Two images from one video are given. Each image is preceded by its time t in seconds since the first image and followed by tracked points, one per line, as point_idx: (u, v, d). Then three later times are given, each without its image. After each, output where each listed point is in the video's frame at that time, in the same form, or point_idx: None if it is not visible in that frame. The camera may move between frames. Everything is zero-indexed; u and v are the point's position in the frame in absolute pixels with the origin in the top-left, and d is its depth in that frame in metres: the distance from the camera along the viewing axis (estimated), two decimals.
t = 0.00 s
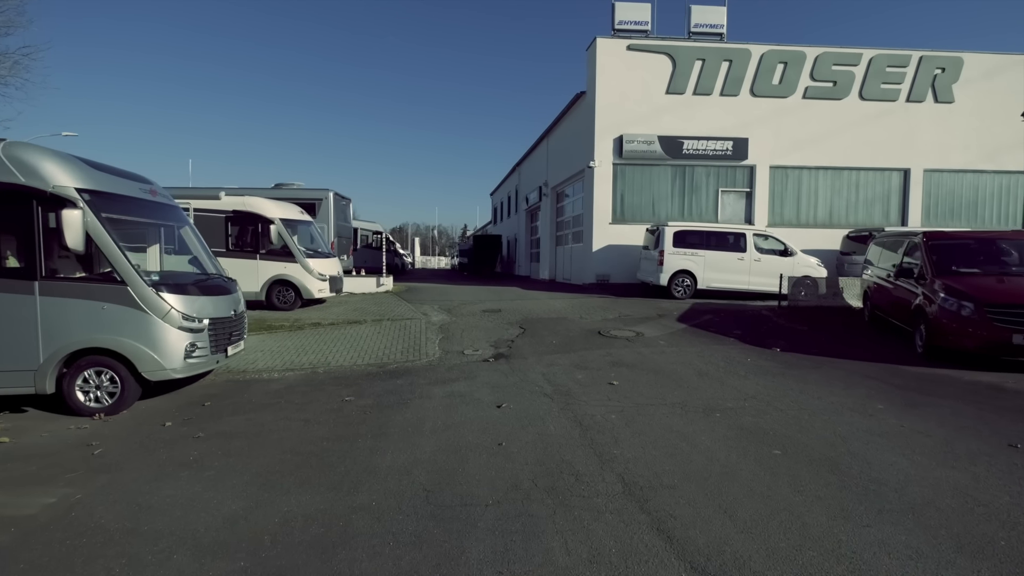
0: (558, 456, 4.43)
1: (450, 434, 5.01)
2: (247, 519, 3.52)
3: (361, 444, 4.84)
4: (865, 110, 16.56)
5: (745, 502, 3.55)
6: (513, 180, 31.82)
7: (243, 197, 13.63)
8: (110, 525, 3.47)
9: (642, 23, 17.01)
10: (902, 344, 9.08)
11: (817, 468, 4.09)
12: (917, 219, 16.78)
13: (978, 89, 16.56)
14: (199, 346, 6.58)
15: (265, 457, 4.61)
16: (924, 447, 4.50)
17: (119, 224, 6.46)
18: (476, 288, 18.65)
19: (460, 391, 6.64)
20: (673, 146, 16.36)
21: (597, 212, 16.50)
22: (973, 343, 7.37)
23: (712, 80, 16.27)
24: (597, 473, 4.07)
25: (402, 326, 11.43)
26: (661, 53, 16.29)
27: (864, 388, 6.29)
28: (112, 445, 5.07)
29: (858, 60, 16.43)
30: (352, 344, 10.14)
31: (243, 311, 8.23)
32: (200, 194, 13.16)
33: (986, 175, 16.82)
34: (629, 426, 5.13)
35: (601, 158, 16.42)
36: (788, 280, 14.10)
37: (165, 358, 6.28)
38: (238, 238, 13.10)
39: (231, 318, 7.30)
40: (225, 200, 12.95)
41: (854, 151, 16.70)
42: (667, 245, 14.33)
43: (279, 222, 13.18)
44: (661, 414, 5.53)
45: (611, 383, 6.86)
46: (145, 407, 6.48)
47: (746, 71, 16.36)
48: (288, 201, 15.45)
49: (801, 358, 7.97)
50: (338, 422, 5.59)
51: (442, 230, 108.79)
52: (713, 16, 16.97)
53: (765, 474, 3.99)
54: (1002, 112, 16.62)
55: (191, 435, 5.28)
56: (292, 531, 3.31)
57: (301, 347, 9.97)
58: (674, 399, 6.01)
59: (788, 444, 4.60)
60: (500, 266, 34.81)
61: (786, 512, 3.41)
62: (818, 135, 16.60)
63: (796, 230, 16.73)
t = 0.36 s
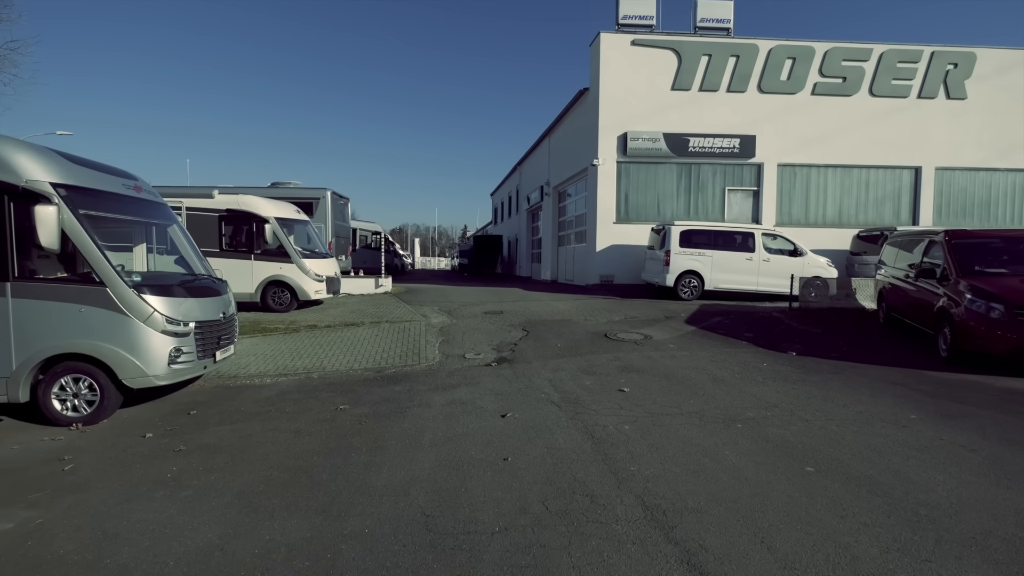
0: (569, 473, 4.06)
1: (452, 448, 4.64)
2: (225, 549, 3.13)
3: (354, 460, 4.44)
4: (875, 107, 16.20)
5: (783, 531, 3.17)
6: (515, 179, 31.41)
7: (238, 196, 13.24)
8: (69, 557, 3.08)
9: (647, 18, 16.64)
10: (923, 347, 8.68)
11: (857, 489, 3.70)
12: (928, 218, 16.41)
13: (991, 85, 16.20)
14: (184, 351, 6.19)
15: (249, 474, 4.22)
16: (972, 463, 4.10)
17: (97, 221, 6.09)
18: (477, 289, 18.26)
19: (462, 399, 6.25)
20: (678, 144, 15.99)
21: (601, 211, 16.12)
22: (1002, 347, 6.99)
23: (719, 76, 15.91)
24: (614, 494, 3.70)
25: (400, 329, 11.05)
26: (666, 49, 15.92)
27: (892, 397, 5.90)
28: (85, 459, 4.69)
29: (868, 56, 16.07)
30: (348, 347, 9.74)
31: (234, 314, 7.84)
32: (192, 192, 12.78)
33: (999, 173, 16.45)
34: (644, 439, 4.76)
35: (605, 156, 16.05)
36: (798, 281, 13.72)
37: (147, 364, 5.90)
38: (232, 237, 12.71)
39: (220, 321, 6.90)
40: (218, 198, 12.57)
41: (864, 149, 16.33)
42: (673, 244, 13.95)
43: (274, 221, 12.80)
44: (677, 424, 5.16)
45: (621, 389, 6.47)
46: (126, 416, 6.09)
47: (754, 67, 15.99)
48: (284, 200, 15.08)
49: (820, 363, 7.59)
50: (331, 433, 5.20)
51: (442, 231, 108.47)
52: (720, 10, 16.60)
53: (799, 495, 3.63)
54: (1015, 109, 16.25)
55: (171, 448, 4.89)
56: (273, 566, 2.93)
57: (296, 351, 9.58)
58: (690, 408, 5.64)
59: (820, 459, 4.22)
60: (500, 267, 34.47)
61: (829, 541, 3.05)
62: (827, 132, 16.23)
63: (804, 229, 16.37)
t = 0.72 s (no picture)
0: (583, 501, 3.65)
1: (451, 472, 4.21)
2: None
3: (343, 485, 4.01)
4: (885, 105, 15.83)
5: None
6: (515, 180, 31.00)
7: (231, 195, 12.82)
8: None
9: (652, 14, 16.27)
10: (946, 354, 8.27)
11: (910, 522, 3.28)
12: (939, 219, 16.04)
13: (1003, 83, 15.85)
14: (165, 360, 5.76)
15: (227, 503, 3.78)
16: None
17: (69, 221, 5.71)
18: (477, 291, 17.85)
19: (462, 412, 5.82)
20: (683, 142, 15.60)
21: (605, 211, 15.72)
22: None
23: (725, 73, 15.54)
24: (634, 528, 3.28)
25: (398, 333, 10.63)
26: (671, 45, 15.55)
27: (925, 410, 5.49)
28: (48, 483, 4.24)
29: (878, 53, 15.72)
30: (343, 354, 9.31)
31: (222, 320, 7.42)
32: (183, 192, 12.35)
33: (1011, 172, 16.09)
34: (663, 460, 4.34)
35: (608, 154, 15.66)
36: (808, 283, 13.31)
37: (123, 375, 5.47)
38: (224, 239, 12.28)
39: (206, 328, 6.47)
40: (210, 198, 12.14)
41: (874, 147, 15.95)
42: (679, 246, 13.56)
43: (268, 222, 12.38)
44: (697, 442, 4.74)
45: (633, 401, 6.05)
46: (102, 430, 5.67)
47: (761, 64, 15.62)
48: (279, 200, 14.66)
49: (841, 372, 7.18)
50: (319, 453, 4.76)
51: (441, 232, 108.04)
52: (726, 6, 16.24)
53: (845, 529, 3.22)
54: None
55: (144, 470, 4.44)
56: None
57: (288, 358, 9.15)
58: (709, 423, 5.21)
59: (861, 485, 3.80)
60: (500, 268, 34.09)
61: None
62: (835, 130, 15.87)
63: (812, 230, 15.99)
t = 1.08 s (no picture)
0: (603, 528, 3.26)
1: (454, 492, 3.81)
2: None
3: (334, 508, 3.60)
4: (896, 101, 15.48)
5: None
6: (516, 179, 30.63)
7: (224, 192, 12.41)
8: None
9: (657, 8, 15.91)
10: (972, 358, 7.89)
11: (975, 555, 2.89)
12: (950, 218, 15.69)
13: (1015, 79, 15.51)
14: (145, 366, 5.35)
15: (202, 529, 3.38)
16: None
17: (40, 216, 5.28)
18: (478, 292, 17.46)
19: (465, 421, 5.42)
20: (689, 140, 15.24)
21: (609, 210, 15.34)
22: None
23: (732, 68, 15.17)
24: (664, 562, 2.89)
25: (397, 335, 10.23)
26: (677, 40, 15.19)
27: (964, 420, 5.10)
28: (8, 504, 3.83)
29: (888, 48, 15.37)
30: (339, 357, 8.91)
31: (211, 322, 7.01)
32: (175, 189, 11.95)
33: None
34: (687, 478, 3.94)
35: (612, 152, 15.29)
36: (819, 284, 12.93)
37: (99, 384, 5.08)
38: (217, 237, 11.88)
39: (192, 331, 6.07)
40: (203, 195, 11.75)
41: (884, 145, 15.60)
42: (686, 245, 13.17)
43: (262, 220, 11.98)
44: (722, 457, 4.34)
45: (647, 409, 5.66)
46: (78, 442, 5.28)
47: (769, 59, 15.26)
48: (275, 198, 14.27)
49: (865, 377, 6.79)
50: (309, 468, 4.36)
51: (441, 232, 107.71)
52: None
53: (903, 563, 2.83)
54: None
55: (115, 489, 4.03)
56: None
57: (282, 361, 8.74)
58: (731, 434, 4.81)
59: (911, 508, 3.41)
60: (501, 268, 33.76)
61: None
62: (844, 127, 15.51)
63: (821, 230, 15.63)
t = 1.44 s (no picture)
0: (624, 566, 2.87)
1: (455, 520, 3.43)
2: None
3: (321, 541, 3.21)
4: (907, 99, 15.11)
5: None
6: (516, 179, 30.25)
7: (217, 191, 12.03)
8: None
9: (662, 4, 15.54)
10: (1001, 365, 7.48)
11: None
12: (963, 218, 15.32)
13: None
14: (121, 376, 4.98)
15: (172, 566, 3.00)
16: None
17: (12, 215, 4.92)
18: (479, 294, 17.07)
19: (466, 435, 5.04)
20: (696, 138, 14.87)
21: (613, 210, 14.96)
22: None
23: (740, 65, 14.80)
24: None
25: (395, 339, 9.86)
26: (683, 36, 14.82)
27: (1007, 435, 4.71)
28: None
29: (899, 44, 15.00)
30: (334, 363, 8.53)
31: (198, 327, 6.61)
32: (165, 187, 11.57)
33: None
34: (713, 504, 3.56)
35: (616, 150, 14.91)
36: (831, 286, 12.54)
37: (70, 397, 4.70)
38: (209, 238, 11.49)
39: (175, 338, 5.69)
40: (194, 194, 11.36)
41: (895, 143, 15.22)
42: (693, 246, 12.79)
43: (256, 220, 11.60)
44: (749, 478, 3.95)
45: (662, 422, 5.28)
46: (48, 458, 4.89)
47: (777, 55, 14.90)
48: (270, 198, 13.90)
49: (890, 386, 6.40)
50: (296, 490, 3.97)
51: (441, 233, 107.35)
52: None
53: None
54: None
55: (80, 515, 3.64)
56: None
57: (274, 367, 8.36)
58: (756, 452, 4.43)
59: (969, 542, 3.04)
60: (501, 269, 33.36)
61: None
62: (855, 125, 15.14)
63: (830, 230, 15.26)
